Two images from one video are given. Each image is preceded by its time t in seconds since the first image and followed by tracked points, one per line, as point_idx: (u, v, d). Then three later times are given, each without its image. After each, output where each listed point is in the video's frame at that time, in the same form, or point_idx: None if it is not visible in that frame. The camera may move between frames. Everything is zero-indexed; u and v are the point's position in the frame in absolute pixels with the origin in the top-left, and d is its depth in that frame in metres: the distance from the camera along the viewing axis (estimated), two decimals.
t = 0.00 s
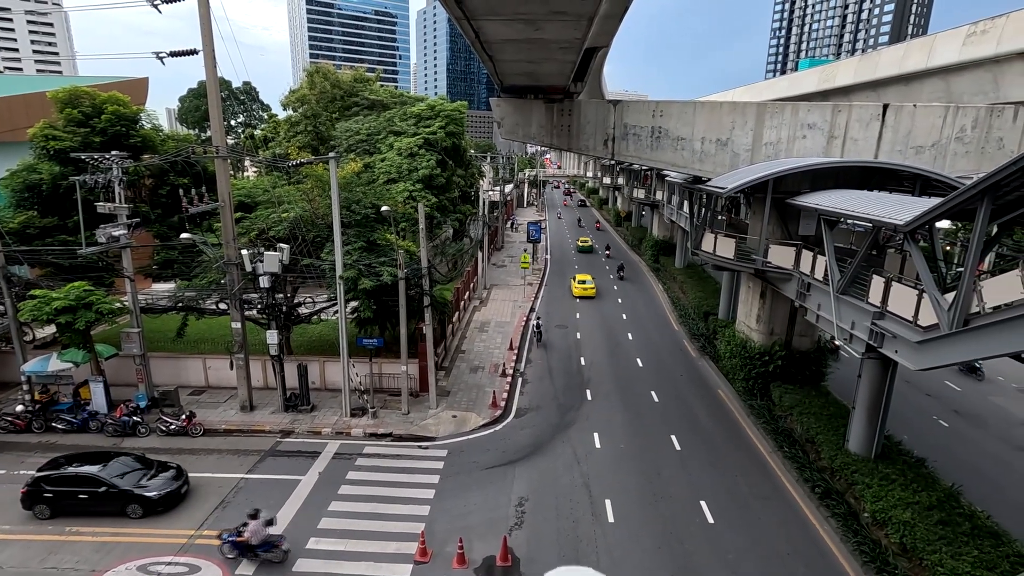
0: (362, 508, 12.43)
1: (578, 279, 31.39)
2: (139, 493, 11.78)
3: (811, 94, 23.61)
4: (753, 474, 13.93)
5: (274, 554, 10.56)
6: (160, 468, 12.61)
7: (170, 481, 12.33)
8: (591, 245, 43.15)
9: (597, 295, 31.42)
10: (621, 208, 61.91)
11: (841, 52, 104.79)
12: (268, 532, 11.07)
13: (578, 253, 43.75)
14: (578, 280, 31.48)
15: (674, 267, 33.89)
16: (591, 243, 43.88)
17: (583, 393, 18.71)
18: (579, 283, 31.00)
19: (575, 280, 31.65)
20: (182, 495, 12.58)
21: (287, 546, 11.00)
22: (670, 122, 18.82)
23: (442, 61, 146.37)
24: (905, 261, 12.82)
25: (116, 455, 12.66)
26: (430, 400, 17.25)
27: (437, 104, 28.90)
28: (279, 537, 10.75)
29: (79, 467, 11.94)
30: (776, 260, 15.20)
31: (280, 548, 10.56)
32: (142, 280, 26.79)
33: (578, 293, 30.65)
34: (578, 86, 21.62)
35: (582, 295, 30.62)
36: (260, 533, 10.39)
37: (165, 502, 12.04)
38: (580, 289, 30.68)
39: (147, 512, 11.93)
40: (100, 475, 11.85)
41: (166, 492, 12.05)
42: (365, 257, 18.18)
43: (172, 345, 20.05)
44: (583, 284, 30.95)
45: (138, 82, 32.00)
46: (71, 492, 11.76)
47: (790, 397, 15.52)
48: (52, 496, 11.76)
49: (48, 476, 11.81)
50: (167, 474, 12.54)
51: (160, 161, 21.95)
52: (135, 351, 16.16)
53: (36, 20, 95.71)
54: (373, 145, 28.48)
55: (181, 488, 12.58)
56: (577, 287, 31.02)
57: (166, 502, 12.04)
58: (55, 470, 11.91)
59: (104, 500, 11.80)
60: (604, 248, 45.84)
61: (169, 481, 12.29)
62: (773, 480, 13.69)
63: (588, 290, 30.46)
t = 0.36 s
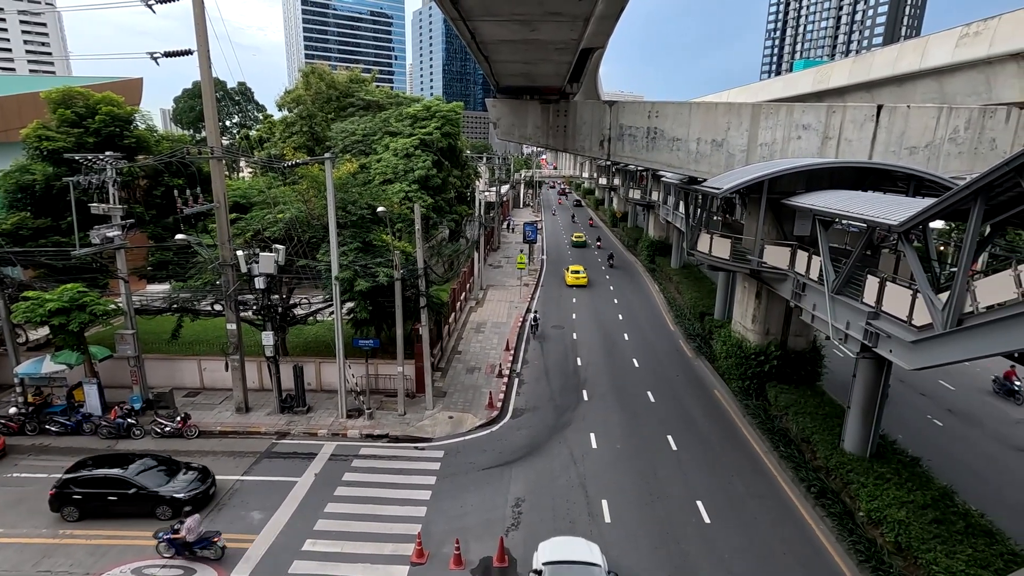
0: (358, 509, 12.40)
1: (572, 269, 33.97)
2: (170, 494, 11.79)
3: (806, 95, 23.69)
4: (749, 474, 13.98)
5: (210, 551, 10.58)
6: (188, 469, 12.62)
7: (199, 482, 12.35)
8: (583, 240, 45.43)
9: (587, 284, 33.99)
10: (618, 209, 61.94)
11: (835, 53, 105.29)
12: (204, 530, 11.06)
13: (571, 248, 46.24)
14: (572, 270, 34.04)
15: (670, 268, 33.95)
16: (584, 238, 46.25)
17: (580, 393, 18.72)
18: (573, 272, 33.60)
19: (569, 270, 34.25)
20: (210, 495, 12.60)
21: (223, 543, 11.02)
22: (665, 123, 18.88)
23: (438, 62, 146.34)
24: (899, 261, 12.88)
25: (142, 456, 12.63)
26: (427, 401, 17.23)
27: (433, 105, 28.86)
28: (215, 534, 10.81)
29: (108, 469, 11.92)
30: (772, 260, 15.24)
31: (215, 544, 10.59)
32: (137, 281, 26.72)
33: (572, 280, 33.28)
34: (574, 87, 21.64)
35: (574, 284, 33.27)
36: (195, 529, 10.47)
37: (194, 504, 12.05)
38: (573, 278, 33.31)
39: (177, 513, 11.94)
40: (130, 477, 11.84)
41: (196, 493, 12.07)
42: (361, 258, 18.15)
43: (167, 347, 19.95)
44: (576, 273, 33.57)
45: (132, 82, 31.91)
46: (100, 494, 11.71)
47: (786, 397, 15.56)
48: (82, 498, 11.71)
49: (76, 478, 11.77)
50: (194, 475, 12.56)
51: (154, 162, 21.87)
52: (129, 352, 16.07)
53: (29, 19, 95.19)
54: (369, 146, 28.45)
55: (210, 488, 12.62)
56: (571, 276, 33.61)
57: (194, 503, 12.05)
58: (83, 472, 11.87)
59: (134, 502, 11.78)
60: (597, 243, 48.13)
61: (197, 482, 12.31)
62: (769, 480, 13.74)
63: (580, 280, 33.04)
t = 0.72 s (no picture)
0: (355, 511, 12.36)
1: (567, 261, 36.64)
2: (195, 496, 11.77)
3: (801, 96, 23.76)
4: (745, 473, 14.02)
5: (145, 550, 10.64)
6: (211, 471, 12.60)
7: (222, 484, 12.32)
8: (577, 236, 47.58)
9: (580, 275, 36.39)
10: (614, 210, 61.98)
11: (831, 54, 105.71)
12: (138, 529, 11.07)
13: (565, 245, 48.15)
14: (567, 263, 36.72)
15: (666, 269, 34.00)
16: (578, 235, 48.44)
17: (577, 394, 18.75)
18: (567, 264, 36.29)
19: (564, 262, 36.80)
20: (233, 498, 12.56)
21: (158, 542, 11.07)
22: (661, 124, 18.93)
23: (434, 63, 146.33)
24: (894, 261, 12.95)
25: (166, 458, 12.63)
26: (424, 402, 17.20)
27: (429, 106, 28.84)
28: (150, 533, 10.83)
29: (133, 471, 11.91)
30: (767, 260, 15.27)
31: (151, 543, 10.67)
32: (131, 283, 26.60)
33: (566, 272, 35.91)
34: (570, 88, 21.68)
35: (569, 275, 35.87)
36: (132, 528, 10.44)
37: (216, 506, 12.02)
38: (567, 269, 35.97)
39: (201, 515, 11.91)
40: (154, 478, 11.83)
41: (219, 495, 12.04)
42: (357, 259, 18.11)
43: (162, 349, 19.86)
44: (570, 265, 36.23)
45: (127, 82, 31.76)
46: (125, 496, 11.71)
47: (782, 397, 15.62)
48: (106, 500, 11.71)
49: (100, 479, 11.75)
50: (217, 477, 12.53)
51: (149, 163, 21.78)
52: (124, 354, 15.98)
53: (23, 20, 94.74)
54: (365, 147, 28.41)
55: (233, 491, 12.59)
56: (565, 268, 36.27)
57: (218, 505, 12.02)
58: (108, 474, 11.86)
59: (158, 505, 11.76)
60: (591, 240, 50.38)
61: (220, 484, 12.27)
62: (765, 480, 13.78)
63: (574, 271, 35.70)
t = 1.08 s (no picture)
0: (352, 513, 12.33)
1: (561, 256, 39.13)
2: (215, 498, 11.75)
3: (797, 98, 23.85)
4: (741, 473, 14.06)
5: (78, 551, 10.63)
6: (229, 473, 12.58)
7: (241, 486, 12.31)
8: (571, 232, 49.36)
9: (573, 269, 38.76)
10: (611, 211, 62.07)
11: (826, 55, 106.12)
12: (71, 530, 11.03)
13: (562, 242, 49.63)
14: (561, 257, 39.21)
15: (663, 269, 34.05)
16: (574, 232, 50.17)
17: (574, 394, 18.77)
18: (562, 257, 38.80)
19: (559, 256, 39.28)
20: (251, 499, 12.55)
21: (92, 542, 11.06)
22: (658, 125, 18.96)
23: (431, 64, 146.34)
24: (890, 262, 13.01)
25: (183, 460, 12.62)
26: (421, 403, 17.18)
27: (426, 107, 28.83)
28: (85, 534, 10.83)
29: (151, 473, 11.88)
30: (763, 260, 15.32)
31: (84, 544, 10.66)
32: (127, 284, 26.52)
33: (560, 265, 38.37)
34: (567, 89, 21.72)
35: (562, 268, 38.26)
36: (65, 528, 10.47)
37: (236, 507, 12.00)
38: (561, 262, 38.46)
39: (221, 516, 11.89)
40: (172, 480, 11.81)
41: (239, 496, 12.03)
42: (354, 260, 18.10)
43: (157, 350, 19.79)
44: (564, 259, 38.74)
45: (122, 82, 31.66)
46: (146, 498, 11.66)
47: (778, 397, 15.67)
48: (126, 502, 11.65)
49: (120, 481, 11.73)
50: (236, 478, 12.51)
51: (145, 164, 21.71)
52: (120, 356, 15.90)
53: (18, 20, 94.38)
54: (362, 147, 28.41)
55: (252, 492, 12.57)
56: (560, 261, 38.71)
57: (238, 507, 12.00)
58: (128, 475, 11.84)
59: (179, 507, 11.73)
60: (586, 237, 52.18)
61: (239, 485, 12.25)
62: (762, 479, 13.82)
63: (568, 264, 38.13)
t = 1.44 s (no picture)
0: (349, 514, 12.29)
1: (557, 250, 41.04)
2: (231, 499, 11.73)
3: (793, 99, 23.93)
4: (738, 473, 14.08)
5: (5, 551, 10.54)
6: (243, 474, 12.53)
7: (256, 487, 12.27)
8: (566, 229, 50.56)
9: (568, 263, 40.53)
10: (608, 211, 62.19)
11: (821, 57, 106.56)
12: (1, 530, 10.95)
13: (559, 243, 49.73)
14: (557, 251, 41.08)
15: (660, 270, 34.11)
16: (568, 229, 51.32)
17: (571, 395, 18.77)
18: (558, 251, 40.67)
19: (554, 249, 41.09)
20: (266, 500, 12.52)
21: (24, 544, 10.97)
22: (655, 126, 18.99)
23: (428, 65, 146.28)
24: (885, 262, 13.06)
25: (196, 461, 12.57)
26: (418, 404, 17.16)
27: (423, 108, 28.81)
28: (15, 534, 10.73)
29: (165, 475, 11.84)
30: (759, 261, 15.36)
31: (10, 544, 10.54)
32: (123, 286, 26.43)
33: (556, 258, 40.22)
34: (564, 90, 21.76)
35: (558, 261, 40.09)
36: None
37: (251, 509, 11.98)
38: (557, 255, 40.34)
39: (236, 518, 11.87)
40: (187, 481, 11.78)
41: (254, 497, 12.01)
42: (351, 261, 18.07)
43: (153, 352, 19.72)
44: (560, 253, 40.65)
45: (117, 83, 31.55)
46: (161, 499, 11.63)
47: (775, 397, 15.73)
48: (141, 504, 11.62)
49: (135, 483, 11.68)
50: (251, 479, 12.48)
51: (140, 165, 21.62)
52: (115, 357, 15.82)
53: (13, 20, 93.96)
54: (358, 148, 28.39)
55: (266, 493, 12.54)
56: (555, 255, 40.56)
57: (253, 508, 11.99)
58: (142, 477, 11.80)
59: (194, 508, 11.71)
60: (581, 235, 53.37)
61: (254, 487, 12.21)
62: (758, 479, 13.84)
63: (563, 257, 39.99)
